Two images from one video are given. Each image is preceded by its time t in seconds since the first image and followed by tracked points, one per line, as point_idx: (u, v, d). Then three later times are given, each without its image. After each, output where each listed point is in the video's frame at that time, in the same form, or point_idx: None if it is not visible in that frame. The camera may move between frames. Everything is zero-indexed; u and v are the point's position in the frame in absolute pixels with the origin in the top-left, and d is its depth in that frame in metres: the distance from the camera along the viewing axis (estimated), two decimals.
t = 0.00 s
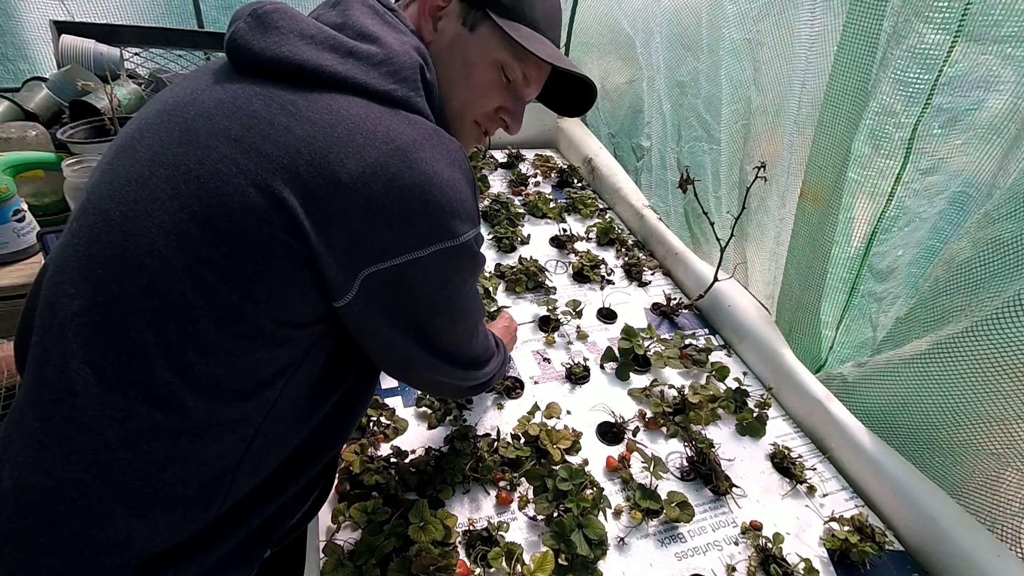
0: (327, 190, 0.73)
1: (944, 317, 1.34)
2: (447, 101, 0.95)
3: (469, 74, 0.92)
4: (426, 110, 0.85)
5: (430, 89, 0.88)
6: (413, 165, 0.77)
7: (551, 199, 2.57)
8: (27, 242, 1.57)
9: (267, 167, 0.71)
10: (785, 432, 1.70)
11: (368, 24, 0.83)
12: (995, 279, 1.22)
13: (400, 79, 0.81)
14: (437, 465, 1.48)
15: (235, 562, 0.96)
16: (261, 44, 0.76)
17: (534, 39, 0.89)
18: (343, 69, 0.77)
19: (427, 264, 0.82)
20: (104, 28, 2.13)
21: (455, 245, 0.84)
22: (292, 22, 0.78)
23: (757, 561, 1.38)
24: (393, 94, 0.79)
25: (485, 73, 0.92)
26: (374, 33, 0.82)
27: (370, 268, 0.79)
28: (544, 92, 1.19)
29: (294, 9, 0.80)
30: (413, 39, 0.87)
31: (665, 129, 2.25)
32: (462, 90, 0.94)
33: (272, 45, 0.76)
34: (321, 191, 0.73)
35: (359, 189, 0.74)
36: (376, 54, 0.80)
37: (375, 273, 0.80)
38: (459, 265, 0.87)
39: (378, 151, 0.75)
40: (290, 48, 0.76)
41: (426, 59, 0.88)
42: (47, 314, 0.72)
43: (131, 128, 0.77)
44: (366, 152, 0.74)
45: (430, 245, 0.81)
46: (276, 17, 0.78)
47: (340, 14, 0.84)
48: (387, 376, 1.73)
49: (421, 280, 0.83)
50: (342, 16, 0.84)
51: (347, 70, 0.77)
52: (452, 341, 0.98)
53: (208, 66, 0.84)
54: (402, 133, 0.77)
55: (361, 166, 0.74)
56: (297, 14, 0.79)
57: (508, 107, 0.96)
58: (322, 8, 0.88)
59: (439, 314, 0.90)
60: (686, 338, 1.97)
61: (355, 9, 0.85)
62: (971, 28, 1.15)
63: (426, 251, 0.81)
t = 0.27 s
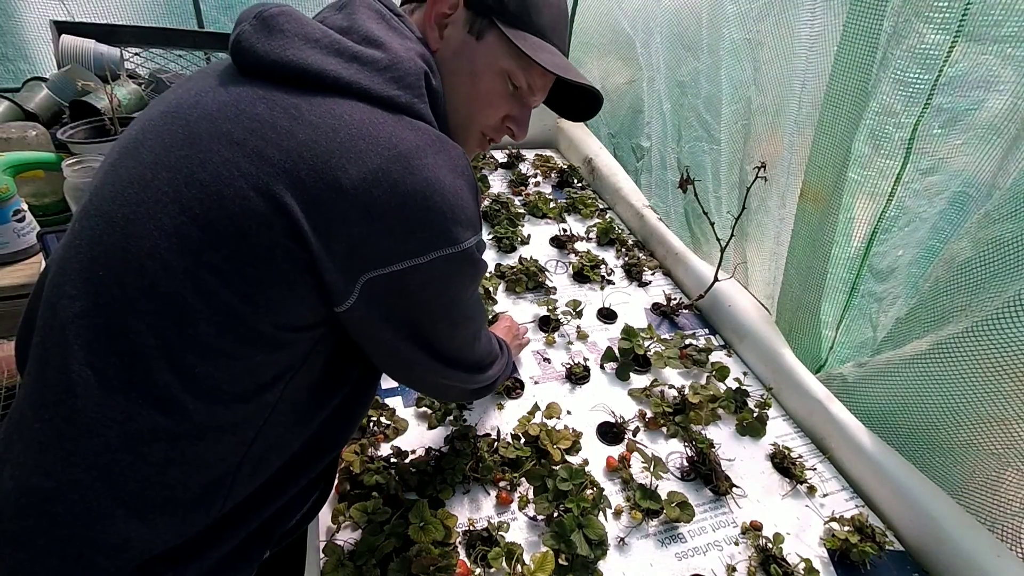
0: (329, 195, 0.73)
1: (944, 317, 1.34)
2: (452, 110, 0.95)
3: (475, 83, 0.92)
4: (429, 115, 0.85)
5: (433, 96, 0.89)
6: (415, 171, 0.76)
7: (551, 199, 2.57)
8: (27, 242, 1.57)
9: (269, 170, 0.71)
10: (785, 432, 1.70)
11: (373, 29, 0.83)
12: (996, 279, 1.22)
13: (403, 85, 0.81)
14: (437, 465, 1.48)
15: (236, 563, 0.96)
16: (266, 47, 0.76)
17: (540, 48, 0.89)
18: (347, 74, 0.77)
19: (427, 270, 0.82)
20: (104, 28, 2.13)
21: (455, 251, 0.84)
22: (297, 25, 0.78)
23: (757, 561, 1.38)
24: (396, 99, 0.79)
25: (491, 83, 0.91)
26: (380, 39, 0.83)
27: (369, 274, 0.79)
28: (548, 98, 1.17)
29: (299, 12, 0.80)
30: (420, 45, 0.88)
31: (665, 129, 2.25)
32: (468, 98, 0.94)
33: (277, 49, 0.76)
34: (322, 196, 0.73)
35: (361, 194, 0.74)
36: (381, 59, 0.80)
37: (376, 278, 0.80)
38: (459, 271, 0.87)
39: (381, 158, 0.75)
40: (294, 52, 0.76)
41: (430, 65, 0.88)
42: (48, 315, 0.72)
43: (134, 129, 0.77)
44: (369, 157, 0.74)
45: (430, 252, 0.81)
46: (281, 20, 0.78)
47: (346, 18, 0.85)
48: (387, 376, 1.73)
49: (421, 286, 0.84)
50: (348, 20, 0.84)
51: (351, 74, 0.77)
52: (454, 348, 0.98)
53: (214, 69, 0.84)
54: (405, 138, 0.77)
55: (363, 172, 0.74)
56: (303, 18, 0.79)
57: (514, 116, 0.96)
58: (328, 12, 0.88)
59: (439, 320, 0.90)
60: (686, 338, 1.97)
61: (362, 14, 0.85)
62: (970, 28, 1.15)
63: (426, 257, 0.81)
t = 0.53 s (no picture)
0: (330, 195, 0.73)
1: (944, 317, 1.34)
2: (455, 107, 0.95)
3: (477, 82, 0.92)
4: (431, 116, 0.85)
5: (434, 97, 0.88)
6: (417, 171, 0.77)
7: (551, 199, 2.57)
8: (27, 242, 1.57)
9: (272, 172, 0.71)
10: (785, 432, 1.70)
11: (375, 28, 0.83)
12: (996, 279, 1.22)
13: (404, 85, 0.81)
14: (437, 465, 1.48)
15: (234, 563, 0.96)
16: (267, 48, 0.76)
17: (543, 47, 0.88)
18: (349, 74, 0.77)
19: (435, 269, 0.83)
20: (104, 28, 2.13)
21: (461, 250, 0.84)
22: (298, 25, 0.78)
23: (757, 561, 1.38)
24: (397, 99, 0.79)
25: (492, 82, 0.91)
26: (380, 38, 0.82)
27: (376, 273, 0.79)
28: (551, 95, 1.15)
29: (300, 12, 0.80)
30: (420, 44, 0.88)
31: (665, 130, 2.25)
32: (471, 99, 0.94)
33: (278, 49, 0.76)
34: (324, 197, 0.73)
35: (363, 195, 0.74)
36: (382, 58, 0.80)
37: (380, 277, 0.80)
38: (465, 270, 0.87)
39: (384, 159, 0.75)
40: (296, 52, 0.76)
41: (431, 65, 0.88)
42: (49, 315, 0.72)
43: (136, 129, 0.77)
44: (371, 157, 0.74)
45: (436, 250, 0.81)
46: (282, 20, 0.78)
47: (347, 17, 0.85)
48: (387, 376, 1.73)
49: (429, 284, 0.84)
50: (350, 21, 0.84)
51: (352, 75, 0.77)
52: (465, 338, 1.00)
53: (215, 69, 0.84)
54: (407, 138, 0.77)
55: (365, 172, 0.74)
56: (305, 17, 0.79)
57: (516, 114, 0.96)
58: (329, 11, 0.88)
59: (445, 316, 0.91)
60: (686, 338, 1.97)
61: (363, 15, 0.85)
62: (971, 29, 1.15)
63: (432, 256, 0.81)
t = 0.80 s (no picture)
0: (306, 195, 0.72)
1: (944, 318, 1.34)
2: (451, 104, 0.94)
3: (472, 78, 0.91)
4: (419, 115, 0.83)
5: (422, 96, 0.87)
6: (397, 174, 0.75)
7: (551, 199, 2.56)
8: (27, 243, 1.57)
9: (249, 171, 0.71)
10: (785, 432, 1.70)
11: (363, 22, 0.82)
12: (996, 279, 1.22)
13: (390, 82, 0.79)
14: (437, 465, 1.48)
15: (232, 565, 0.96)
16: (251, 44, 0.76)
17: (539, 38, 0.87)
18: (331, 69, 0.76)
19: (413, 278, 0.80)
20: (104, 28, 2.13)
21: (442, 260, 0.81)
22: (283, 20, 0.78)
23: (757, 561, 1.38)
24: (382, 98, 0.78)
25: (488, 77, 0.90)
26: (368, 32, 0.81)
27: (354, 277, 0.77)
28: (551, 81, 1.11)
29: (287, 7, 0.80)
30: (410, 38, 0.86)
31: (665, 130, 2.25)
32: (466, 95, 0.93)
33: (262, 45, 0.76)
34: (300, 197, 0.72)
35: (340, 195, 0.73)
36: (367, 54, 0.79)
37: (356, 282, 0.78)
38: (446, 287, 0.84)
39: (364, 162, 0.74)
40: (279, 48, 0.76)
41: (421, 61, 0.87)
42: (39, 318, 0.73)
43: (126, 128, 0.77)
44: (348, 156, 0.73)
45: (415, 257, 0.78)
46: (267, 15, 0.78)
47: (337, 10, 0.84)
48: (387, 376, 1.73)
49: (402, 296, 0.81)
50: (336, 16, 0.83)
51: (335, 70, 0.76)
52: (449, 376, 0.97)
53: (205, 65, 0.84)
54: (388, 137, 0.76)
55: (341, 171, 0.72)
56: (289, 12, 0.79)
57: (514, 107, 0.94)
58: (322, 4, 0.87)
59: (427, 343, 0.87)
60: (686, 338, 1.97)
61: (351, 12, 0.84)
62: (971, 29, 1.15)
63: (410, 263, 0.78)
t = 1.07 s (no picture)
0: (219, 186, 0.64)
1: (944, 318, 1.34)
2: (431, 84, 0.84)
3: (454, 56, 0.80)
4: (376, 95, 0.73)
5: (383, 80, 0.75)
6: (320, 154, 0.64)
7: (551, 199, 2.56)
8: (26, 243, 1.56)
9: (165, 154, 0.64)
10: (785, 432, 1.70)
11: None
12: (996, 279, 1.22)
13: (334, 59, 0.69)
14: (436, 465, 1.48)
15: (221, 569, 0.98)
16: (186, 26, 0.70)
17: (527, 13, 0.80)
18: (263, 46, 0.67)
19: (347, 282, 0.65)
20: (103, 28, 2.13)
21: (379, 258, 0.65)
22: None
23: (757, 560, 1.38)
24: (323, 77, 0.68)
25: (471, 53, 0.80)
26: (311, 2, 0.71)
27: (277, 271, 0.66)
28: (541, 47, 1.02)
29: None
30: (363, 11, 0.74)
31: (665, 130, 2.25)
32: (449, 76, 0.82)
33: (195, 26, 0.69)
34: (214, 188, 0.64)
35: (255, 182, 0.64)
36: (309, 27, 0.69)
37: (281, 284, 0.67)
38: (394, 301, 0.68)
39: (297, 146, 0.64)
40: (210, 27, 0.69)
41: (378, 37, 0.74)
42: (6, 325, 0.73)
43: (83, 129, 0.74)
44: (264, 135, 0.64)
45: (348, 253, 0.64)
46: None
47: None
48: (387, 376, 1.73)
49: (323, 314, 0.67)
50: None
51: (268, 48, 0.67)
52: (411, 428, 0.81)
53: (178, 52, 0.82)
54: (316, 117, 0.65)
55: (253, 153, 0.64)
56: None
57: (501, 83, 0.85)
58: None
59: (372, 382, 0.72)
60: (686, 338, 1.97)
61: None
62: (971, 29, 1.16)
63: (340, 258, 0.64)
